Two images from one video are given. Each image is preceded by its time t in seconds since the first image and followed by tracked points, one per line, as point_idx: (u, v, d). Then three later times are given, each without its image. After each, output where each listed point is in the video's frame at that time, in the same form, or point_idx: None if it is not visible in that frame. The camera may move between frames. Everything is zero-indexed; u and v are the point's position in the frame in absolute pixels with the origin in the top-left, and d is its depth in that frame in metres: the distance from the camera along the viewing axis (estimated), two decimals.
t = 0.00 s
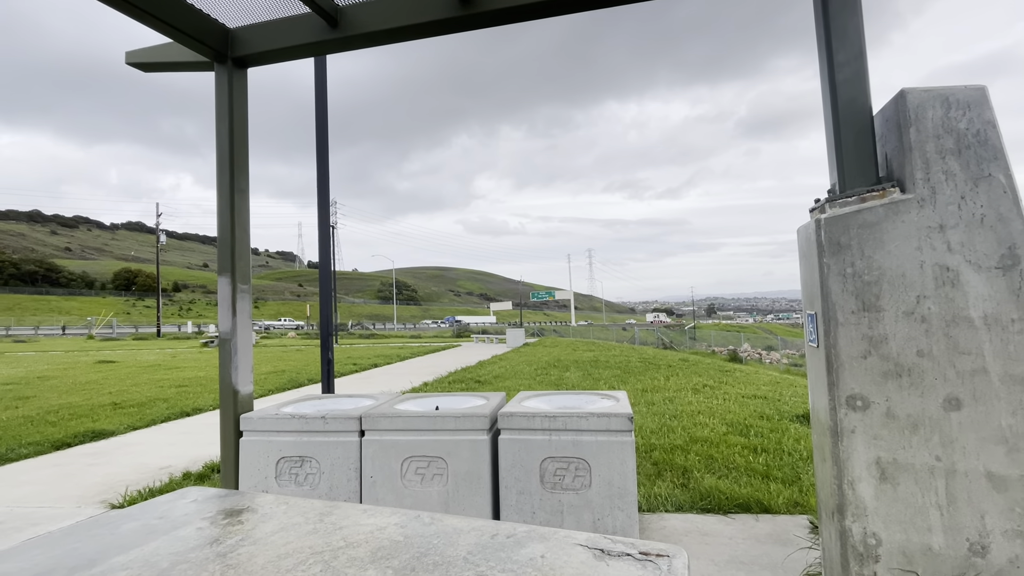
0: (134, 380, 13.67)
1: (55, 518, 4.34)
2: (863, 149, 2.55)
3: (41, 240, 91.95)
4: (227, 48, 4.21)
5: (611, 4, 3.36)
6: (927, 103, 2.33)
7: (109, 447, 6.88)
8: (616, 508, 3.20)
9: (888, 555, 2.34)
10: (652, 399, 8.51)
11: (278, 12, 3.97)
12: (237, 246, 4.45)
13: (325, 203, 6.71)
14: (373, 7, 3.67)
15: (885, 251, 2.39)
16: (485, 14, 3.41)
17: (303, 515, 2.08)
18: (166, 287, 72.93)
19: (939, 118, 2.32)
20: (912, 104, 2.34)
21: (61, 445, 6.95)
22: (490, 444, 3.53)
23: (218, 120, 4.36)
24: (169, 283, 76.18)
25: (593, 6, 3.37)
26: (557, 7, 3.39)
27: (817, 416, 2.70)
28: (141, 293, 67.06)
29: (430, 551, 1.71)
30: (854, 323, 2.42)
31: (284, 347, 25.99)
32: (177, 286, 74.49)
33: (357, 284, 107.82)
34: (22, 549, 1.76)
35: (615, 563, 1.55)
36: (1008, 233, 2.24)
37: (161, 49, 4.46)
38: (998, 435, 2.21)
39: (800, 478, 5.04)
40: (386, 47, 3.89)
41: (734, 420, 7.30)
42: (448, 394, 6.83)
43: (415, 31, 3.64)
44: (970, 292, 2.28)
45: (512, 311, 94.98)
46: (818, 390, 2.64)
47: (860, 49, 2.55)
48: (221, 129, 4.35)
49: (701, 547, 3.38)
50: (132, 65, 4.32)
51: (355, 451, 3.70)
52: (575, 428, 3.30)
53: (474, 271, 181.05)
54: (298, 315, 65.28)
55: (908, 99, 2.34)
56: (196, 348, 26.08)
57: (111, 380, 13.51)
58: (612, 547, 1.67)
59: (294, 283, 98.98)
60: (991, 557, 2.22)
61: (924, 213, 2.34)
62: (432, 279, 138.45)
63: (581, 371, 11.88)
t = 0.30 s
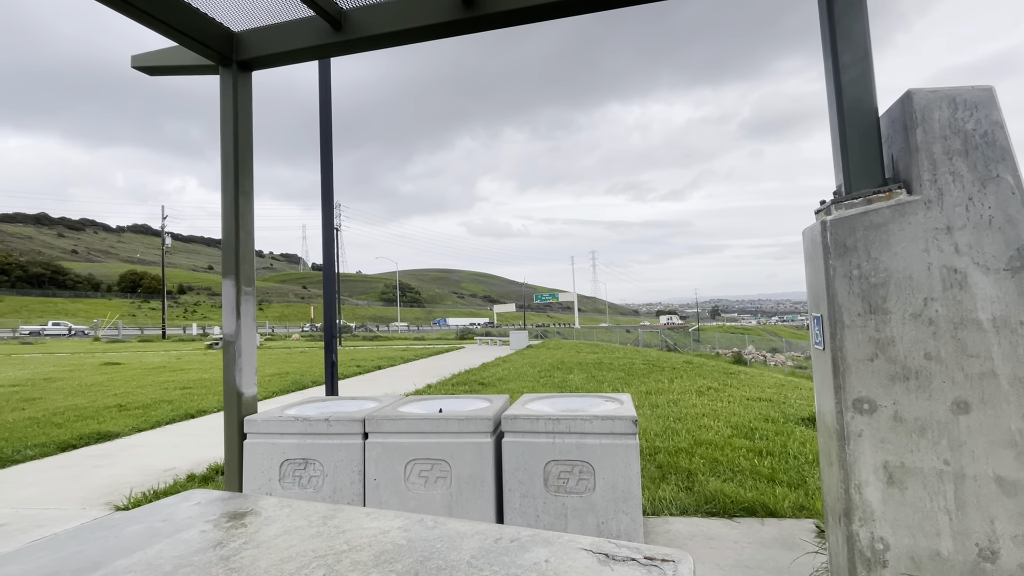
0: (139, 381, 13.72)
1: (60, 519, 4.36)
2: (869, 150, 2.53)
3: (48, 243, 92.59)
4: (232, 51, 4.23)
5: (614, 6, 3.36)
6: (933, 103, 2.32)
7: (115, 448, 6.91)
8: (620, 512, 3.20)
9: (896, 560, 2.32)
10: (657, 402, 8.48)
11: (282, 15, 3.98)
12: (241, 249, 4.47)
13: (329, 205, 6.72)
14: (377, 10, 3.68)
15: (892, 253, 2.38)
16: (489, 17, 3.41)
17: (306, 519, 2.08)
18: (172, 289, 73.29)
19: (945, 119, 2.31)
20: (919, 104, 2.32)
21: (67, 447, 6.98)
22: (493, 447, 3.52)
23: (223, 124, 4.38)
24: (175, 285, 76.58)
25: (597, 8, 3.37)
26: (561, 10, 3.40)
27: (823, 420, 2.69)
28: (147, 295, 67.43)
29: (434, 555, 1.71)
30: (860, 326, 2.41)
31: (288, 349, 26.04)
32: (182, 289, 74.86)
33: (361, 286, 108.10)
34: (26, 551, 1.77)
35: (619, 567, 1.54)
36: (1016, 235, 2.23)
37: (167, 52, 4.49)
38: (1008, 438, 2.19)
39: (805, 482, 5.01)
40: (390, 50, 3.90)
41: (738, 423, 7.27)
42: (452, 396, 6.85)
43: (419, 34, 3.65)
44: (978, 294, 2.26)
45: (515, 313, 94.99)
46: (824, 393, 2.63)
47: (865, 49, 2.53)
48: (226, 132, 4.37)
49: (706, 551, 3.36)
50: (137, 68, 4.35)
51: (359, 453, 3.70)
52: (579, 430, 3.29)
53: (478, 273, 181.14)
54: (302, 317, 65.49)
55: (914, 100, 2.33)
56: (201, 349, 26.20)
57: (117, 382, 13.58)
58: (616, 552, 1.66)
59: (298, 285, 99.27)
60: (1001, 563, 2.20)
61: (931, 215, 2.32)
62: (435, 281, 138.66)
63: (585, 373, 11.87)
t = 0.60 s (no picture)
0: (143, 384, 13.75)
1: (64, 521, 4.37)
2: (873, 153, 2.53)
3: (54, 245, 93.09)
4: (236, 54, 4.25)
5: (617, 9, 3.36)
6: (939, 105, 2.31)
7: (118, 450, 6.93)
8: (623, 515, 3.18)
9: (902, 565, 2.30)
10: (660, 405, 8.44)
11: (287, 19, 4.00)
12: (245, 252, 4.48)
13: (333, 208, 6.74)
14: (379, 13, 3.70)
15: (897, 256, 2.36)
16: (492, 20, 3.42)
17: (309, 522, 2.07)
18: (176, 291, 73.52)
19: (951, 121, 2.30)
20: (924, 107, 2.32)
21: (71, 449, 6.99)
22: (496, 450, 3.51)
23: (227, 127, 4.41)
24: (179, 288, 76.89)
25: (600, 11, 3.38)
26: (563, 14, 3.40)
27: (828, 424, 2.67)
28: (151, 297, 67.66)
29: (436, 559, 1.70)
30: (865, 329, 2.39)
31: (291, 352, 26.05)
32: (187, 291, 75.12)
33: (364, 288, 108.25)
34: (28, 553, 1.77)
35: (623, 572, 1.53)
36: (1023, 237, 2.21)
37: (172, 55, 4.51)
38: (1015, 442, 2.17)
39: (811, 486, 4.98)
40: (393, 53, 3.91)
41: (743, 426, 7.24)
42: (455, 399, 6.85)
43: (423, 38, 3.66)
44: (985, 297, 2.24)
45: (518, 316, 94.97)
46: (829, 397, 2.62)
47: (869, 52, 2.53)
48: (230, 135, 4.39)
49: (711, 556, 3.35)
50: (143, 72, 4.38)
51: (361, 456, 3.70)
52: (583, 433, 3.28)
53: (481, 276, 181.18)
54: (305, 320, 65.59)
55: (919, 102, 2.32)
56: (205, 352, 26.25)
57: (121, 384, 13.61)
58: (619, 557, 1.65)
59: (301, 287, 99.51)
60: (1009, 569, 2.17)
61: (936, 217, 2.31)
62: (439, 284, 138.78)
63: (587, 376, 11.84)
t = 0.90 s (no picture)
0: (146, 385, 13.76)
1: (66, 523, 4.37)
2: (876, 155, 2.52)
3: (59, 247, 93.52)
4: (239, 57, 4.27)
5: (618, 12, 3.36)
6: (942, 107, 2.30)
7: (120, 452, 6.94)
8: (625, 519, 3.16)
9: (907, 570, 2.29)
10: (662, 408, 8.39)
11: (290, 22, 4.02)
12: (246, 254, 4.48)
13: (335, 210, 6.76)
14: (382, 16, 3.70)
15: (901, 259, 2.35)
16: (494, 23, 3.43)
17: (309, 525, 2.07)
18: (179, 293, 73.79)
19: (955, 123, 2.29)
20: (928, 109, 2.31)
21: (73, 450, 7.01)
22: (498, 453, 3.51)
23: (230, 129, 4.42)
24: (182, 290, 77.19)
25: (601, 14, 3.38)
26: (565, 17, 3.40)
27: (832, 428, 2.66)
28: (154, 300, 67.93)
29: (437, 563, 1.69)
30: (869, 332, 2.38)
31: (293, 354, 26.11)
32: (190, 293, 75.37)
33: (366, 291, 108.34)
34: (28, 555, 1.77)
35: None
36: None
37: (175, 58, 4.53)
38: (1022, 447, 2.15)
39: (814, 490, 4.96)
40: (396, 56, 3.92)
41: (746, 430, 7.21)
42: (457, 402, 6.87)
43: (425, 40, 3.67)
44: (990, 300, 2.23)
45: (520, 319, 94.95)
46: (833, 400, 2.60)
47: (873, 53, 2.52)
48: (233, 138, 4.41)
49: (714, 560, 3.33)
50: (147, 75, 4.40)
51: (363, 458, 3.70)
52: (586, 437, 3.27)
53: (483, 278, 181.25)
54: (308, 322, 65.67)
55: (923, 104, 2.32)
56: (207, 354, 26.34)
57: (124, 386, 13.63)
58: (621, 562, 1.64)
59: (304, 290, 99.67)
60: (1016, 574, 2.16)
61: (941, 219, 2.30)
62: (440, 286, 138.78)
63: (590, 378, 11.82)
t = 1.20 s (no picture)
0: (148, 388, 13.76)
1: (67, 526, 4.37)
2: (880, 158, 2.51)
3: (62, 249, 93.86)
4: (242, 61, 4.28)
5: (620, 15, 3.37)
6: (947, 111, 2.30)
7: (121, 455, 6.94)
8: (628, 525, 3.15)
9: None
10: (664, 412, 8.36)
11: (292, 26, 4.03)
12: (249, 257, 4.49)
13: (337, 213, 6.76)
14: (385, 20, 3.71)
15: (906, 263, 2.34)
16: (496, 27, 3.43)
17: (309, 530, 2.06)
18: (182, 295, 73.94)
19: (959, 127, 2.28)
20: (932, 113, 2.30)
21: (75, 452, 7.01)
22: (499, 457, 3.50)
23: (233, 133, 4.43)
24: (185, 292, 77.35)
25: (603, 18, 3.38)
26: (567, 21, 3.40)
27: (835, 433, 2.65)
28: (157, 302, 68.12)
29: (438, 569, 1.69)
30: (873, 337, 2.37)
31: (295, 356, 26.14)
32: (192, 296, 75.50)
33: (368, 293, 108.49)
34: (28, 560, 1.76)
35: None
36: None
37: (179, 62, 4.55)
38: None
39: (817, 495, 4.93)
40: (398, 60, 3.92)
41: (748, 434, 7.19)
42: (458, 405, 6.87)
43: (427, 44, 3.68)
44: (995, 305, 2.22)
45: (522, 321, 94.95)
46: (837, 405, 2.59)
47: (876, 57, 2.52)
48: (236, 141, 4.42)
49: (716, 566, 3.31)
50: (150, 78, 4.42)
51: (364, 462, 3.69)
52: (587, 441, 3.26)
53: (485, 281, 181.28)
54: (309, 325, 65.70)
55: (927, 108, 2.31)
56: (210, 356, 26.38)
57: (126, 388, 13.64)
58: (623, 569, 1.63)
59: (306, 292, 99.78)
60: None
61: (945, 224, 2.29)
62: (442, 289, 138.84)
63: (592, 382, 11.79)
